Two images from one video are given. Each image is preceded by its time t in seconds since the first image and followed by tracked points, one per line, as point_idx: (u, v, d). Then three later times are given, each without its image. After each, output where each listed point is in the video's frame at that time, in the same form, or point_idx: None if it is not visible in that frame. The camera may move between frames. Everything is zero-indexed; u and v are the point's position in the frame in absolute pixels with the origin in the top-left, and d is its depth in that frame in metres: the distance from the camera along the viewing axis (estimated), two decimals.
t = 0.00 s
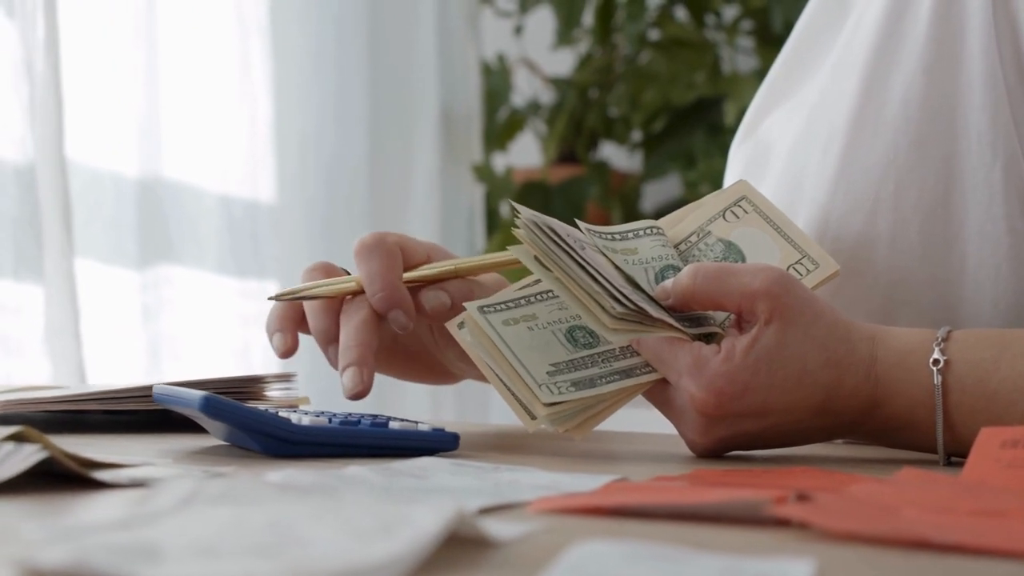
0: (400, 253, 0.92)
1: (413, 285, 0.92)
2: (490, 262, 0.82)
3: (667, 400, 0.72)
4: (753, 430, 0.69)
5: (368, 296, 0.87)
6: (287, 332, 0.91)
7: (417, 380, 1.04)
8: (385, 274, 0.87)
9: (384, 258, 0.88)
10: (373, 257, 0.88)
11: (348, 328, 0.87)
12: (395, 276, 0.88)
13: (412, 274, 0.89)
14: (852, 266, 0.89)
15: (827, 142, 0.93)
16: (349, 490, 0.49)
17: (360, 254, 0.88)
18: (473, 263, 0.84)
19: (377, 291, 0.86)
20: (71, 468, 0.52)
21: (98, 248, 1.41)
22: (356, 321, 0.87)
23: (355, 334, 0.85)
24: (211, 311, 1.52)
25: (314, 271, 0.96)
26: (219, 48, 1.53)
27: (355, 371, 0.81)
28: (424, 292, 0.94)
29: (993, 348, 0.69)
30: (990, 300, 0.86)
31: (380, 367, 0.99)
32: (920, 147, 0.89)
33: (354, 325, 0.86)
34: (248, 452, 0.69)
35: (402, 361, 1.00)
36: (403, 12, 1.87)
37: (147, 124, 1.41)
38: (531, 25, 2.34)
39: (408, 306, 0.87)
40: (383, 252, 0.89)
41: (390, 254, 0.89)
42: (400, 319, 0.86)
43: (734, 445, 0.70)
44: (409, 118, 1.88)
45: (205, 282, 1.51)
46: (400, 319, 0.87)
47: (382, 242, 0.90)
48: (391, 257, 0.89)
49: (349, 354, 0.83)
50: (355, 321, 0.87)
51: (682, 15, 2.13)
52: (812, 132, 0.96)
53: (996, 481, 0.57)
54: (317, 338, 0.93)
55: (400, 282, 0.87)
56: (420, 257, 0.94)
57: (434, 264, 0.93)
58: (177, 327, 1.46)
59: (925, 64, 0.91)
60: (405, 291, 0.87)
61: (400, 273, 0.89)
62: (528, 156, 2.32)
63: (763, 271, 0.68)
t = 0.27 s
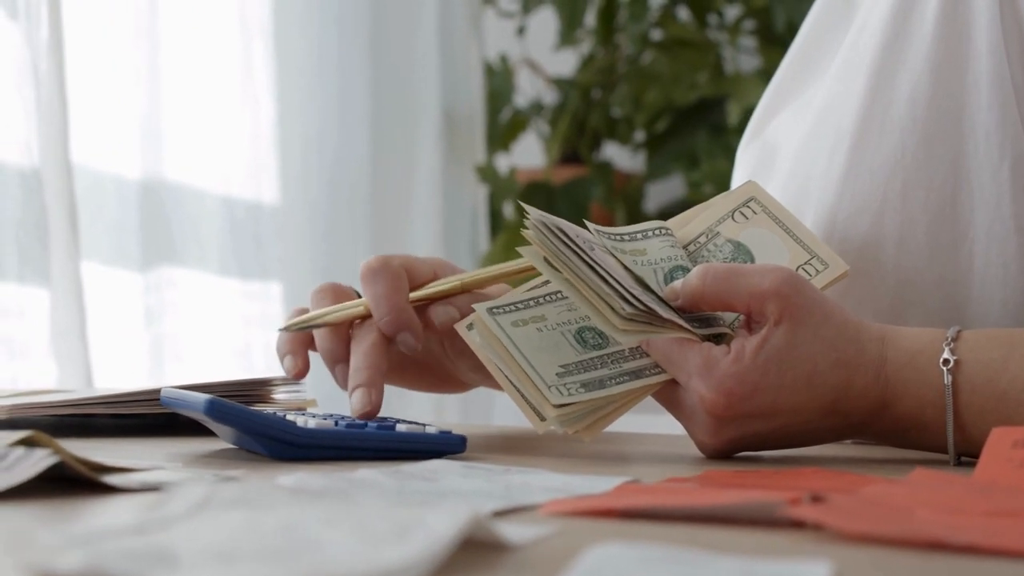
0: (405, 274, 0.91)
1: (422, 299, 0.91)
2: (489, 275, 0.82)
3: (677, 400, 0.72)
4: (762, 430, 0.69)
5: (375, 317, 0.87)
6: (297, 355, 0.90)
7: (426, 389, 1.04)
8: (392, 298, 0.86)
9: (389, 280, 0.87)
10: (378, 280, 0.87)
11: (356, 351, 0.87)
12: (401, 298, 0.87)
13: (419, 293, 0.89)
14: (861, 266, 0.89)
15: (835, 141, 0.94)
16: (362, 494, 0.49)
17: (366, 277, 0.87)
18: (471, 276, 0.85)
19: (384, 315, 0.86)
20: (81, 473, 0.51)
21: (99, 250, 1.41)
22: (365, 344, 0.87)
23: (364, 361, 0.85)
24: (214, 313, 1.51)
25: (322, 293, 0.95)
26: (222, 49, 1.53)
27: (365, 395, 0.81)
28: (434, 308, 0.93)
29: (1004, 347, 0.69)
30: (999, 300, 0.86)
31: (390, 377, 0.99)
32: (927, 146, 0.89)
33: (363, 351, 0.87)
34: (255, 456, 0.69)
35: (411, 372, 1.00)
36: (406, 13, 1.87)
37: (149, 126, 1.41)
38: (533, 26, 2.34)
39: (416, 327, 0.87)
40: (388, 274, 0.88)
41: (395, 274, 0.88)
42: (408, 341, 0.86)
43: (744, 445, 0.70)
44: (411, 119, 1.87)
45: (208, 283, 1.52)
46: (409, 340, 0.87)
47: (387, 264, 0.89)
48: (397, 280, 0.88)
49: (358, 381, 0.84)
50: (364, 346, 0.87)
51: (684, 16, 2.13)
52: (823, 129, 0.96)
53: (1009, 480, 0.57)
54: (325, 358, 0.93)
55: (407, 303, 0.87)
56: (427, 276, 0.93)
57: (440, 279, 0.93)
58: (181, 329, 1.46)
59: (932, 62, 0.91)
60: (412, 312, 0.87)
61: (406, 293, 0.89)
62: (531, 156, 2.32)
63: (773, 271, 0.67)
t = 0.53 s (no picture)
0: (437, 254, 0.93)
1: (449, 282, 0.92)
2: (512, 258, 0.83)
3: (686, 400, 0.72)
4: (772, 431, 0.69)
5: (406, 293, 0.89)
6: (324, 332, 0.91)
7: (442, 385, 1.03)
8: (424, 272, 0.89)
9: (420, 256, 0.89)
10: (410, 257, 0.89)
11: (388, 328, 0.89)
12: (432, 275, 0.89)
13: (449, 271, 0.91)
14: (869, 266, 0.90)
15: (844, 141, 0.94)
16: (375, 493, 0.48)
17: (398, 253, 0.90)
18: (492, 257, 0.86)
19: (414, 288, 0.88)
20: (93, 472, 0.51)
21: (104, 250, 1.41)
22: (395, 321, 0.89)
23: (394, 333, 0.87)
24: (217, 312, 1.51)
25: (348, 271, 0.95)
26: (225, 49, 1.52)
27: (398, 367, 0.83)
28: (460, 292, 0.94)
29: (1014, 348, 0.69)
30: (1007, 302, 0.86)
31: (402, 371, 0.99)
32: (936, 147, 0.90)
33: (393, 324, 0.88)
34: (263, 455, 0.69)
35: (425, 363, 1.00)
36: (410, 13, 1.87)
37: (153, 125, 1.40)
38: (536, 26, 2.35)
39: (445, 303, 0.89)
40: (419, 251, 0.90)
41: (426, 252, 0.91)
42: (439, 318, 0.88)
43: (753, 446, 0.70)
44: (414, 119, 1.87)
45: (211, 283, 1.51)
46: (439, 316, 0.88)
47: (419, 242, 0.91)
48: (427, 257, 0.90)
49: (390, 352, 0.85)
50: (395, 321, 0.89)
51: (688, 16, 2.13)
52: (831, 128, 0.96)
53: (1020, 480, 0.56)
54: (353, 338, 0.93)
55: (438, 279, 0.89)
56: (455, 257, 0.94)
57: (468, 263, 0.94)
58: (183, 329, 1.45)
59: (942, 61, 0.91)
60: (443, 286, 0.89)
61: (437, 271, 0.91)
62: (534, 156, 2.32)
63: (782, 271, 0.67)
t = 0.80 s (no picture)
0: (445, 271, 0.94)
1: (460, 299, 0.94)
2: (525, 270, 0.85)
3: (698, 397, 0.72)
4: (785, 428, 0.69)
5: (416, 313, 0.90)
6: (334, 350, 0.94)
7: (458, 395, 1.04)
8: (432, 292, 0.90)
9: (429, 275, 0.91)
10: (419, 277, 0.91)
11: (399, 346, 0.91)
12: (441, 293, 0.90)
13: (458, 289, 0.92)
14: (882, 263, 0.90)
15: (856, 137, 0.94)
16: (391, 489, 0.48)
17: (406, 275, 0.91)
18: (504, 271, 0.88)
19: (423, 309, 0.89)
20: (108, 468, 0.51)
21: (111, 248, 1.40)
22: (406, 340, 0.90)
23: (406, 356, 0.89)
24: (223, 310, 1.51)
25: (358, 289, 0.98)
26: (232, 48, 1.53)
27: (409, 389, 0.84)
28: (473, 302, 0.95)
29: None
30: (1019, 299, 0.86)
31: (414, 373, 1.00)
32: (948, 143, 0.90)
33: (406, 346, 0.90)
34: (274, 452, 0.68)
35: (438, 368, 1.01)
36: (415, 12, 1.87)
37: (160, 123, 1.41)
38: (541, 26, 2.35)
39: (455, 322, 0.90)
40: (428, 270, 0.91)
41: (435, 270, 0.92)
42: (448, 337, 0.90)
43: (766, 444, 0.70)
44: (419, 117, 1.87)
45: (216, 282, 1.51)
46: (449, 334, 0.90)
47: (426, 262, 0.92)
48: (435, 276, 0.91)
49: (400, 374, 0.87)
50: (405, 342, 0.90)
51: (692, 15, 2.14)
52: (844, 124, 0.96)
53: None
54: (364, 353, 0.95)
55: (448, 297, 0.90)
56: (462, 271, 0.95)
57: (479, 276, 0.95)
58: (189, 328, 1.45)
59: (954, 59, 0.92)
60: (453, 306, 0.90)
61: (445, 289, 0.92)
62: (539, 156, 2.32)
63: (796, 267, 0.67)
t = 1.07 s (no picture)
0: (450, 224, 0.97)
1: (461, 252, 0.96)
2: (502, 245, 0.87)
3: (710, 394, 0.72)
4: (796, 425, 0.69)
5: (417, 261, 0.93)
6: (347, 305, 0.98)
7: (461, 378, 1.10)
8: (431, 244, 0.92)
9: (431, 225, 0.93)
10: (423, 225, 0.93)
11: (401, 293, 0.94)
12: (441, 243, 0.93)
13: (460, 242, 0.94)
14: (892, 261, 0.91)
15: (865, 135, 0.94)
16: (409, 485, 0.48)
17: (411, 221, 0.94)
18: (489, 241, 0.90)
19: (424, 258, 0.92)
20: (123, 465, 0.51)
21: (117, 248, 1.40)
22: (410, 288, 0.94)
23: (404, 308, 0.93)
24: (227, 311, 1.51)
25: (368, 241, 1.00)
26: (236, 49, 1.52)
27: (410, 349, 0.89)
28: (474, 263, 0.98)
29: None
30: None
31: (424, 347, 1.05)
32: (959, 140, 0.90)
33: (406, 296, 0.94)
34: (286, 449, 0.68)
35: (447, 343, 1.07)
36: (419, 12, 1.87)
37: (165, 124, 1.40)
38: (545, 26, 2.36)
39: (452, 271, 0.93)
40: (431, 217, 0.94)
41: (438, 217, 0.94)
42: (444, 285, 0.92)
43: (778, 441, 0.70)
44: (423, 117, 1.87)
45: (220, 281, 1.51)
46: (445, 283, 0.93)
47: (435, 209, 0.95)
48: (440, 227, 0.94)
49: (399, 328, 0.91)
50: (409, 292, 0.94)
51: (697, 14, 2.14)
52: (852, 123, 0.96)
53: None
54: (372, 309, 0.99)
55: (445, 246, 0.93)
56: (471, 230, 0.98)
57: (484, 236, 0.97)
58: (193, 328, 1.45)
59: (964, 56, 0.92)
60: (449, 256, 0.93)
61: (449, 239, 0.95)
62: (543, 155, 2.33)
63: (807, 262, 0.66)
